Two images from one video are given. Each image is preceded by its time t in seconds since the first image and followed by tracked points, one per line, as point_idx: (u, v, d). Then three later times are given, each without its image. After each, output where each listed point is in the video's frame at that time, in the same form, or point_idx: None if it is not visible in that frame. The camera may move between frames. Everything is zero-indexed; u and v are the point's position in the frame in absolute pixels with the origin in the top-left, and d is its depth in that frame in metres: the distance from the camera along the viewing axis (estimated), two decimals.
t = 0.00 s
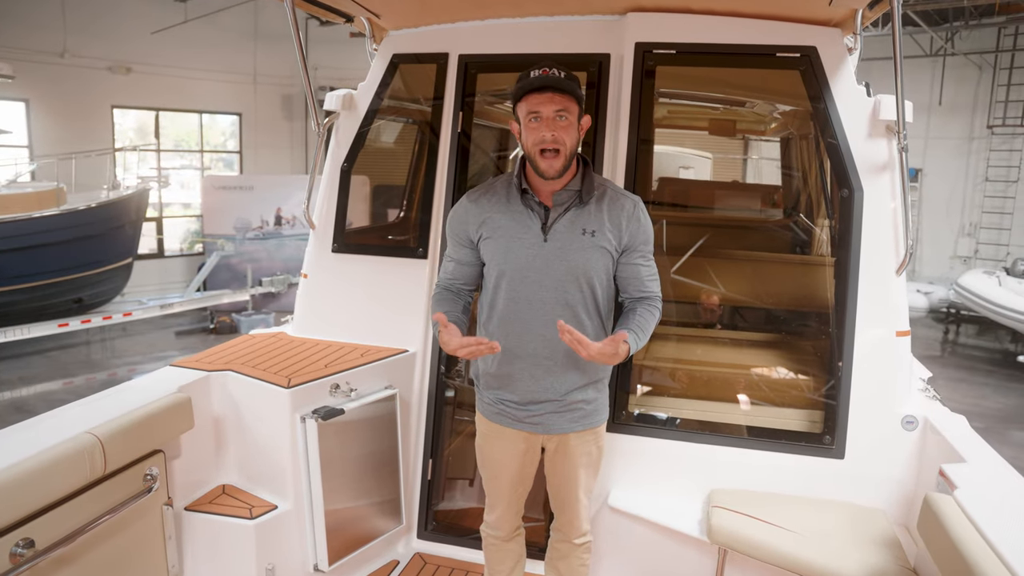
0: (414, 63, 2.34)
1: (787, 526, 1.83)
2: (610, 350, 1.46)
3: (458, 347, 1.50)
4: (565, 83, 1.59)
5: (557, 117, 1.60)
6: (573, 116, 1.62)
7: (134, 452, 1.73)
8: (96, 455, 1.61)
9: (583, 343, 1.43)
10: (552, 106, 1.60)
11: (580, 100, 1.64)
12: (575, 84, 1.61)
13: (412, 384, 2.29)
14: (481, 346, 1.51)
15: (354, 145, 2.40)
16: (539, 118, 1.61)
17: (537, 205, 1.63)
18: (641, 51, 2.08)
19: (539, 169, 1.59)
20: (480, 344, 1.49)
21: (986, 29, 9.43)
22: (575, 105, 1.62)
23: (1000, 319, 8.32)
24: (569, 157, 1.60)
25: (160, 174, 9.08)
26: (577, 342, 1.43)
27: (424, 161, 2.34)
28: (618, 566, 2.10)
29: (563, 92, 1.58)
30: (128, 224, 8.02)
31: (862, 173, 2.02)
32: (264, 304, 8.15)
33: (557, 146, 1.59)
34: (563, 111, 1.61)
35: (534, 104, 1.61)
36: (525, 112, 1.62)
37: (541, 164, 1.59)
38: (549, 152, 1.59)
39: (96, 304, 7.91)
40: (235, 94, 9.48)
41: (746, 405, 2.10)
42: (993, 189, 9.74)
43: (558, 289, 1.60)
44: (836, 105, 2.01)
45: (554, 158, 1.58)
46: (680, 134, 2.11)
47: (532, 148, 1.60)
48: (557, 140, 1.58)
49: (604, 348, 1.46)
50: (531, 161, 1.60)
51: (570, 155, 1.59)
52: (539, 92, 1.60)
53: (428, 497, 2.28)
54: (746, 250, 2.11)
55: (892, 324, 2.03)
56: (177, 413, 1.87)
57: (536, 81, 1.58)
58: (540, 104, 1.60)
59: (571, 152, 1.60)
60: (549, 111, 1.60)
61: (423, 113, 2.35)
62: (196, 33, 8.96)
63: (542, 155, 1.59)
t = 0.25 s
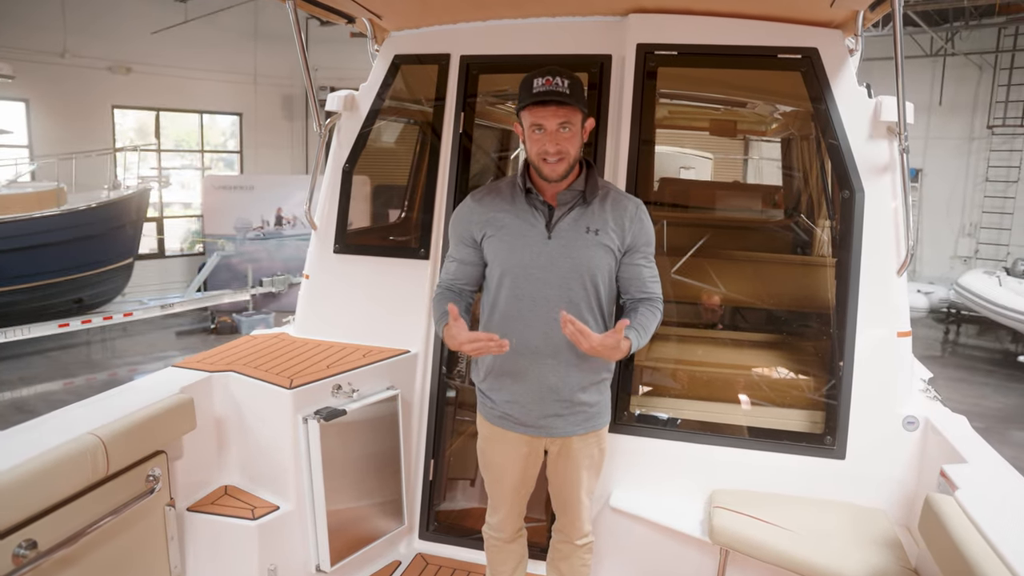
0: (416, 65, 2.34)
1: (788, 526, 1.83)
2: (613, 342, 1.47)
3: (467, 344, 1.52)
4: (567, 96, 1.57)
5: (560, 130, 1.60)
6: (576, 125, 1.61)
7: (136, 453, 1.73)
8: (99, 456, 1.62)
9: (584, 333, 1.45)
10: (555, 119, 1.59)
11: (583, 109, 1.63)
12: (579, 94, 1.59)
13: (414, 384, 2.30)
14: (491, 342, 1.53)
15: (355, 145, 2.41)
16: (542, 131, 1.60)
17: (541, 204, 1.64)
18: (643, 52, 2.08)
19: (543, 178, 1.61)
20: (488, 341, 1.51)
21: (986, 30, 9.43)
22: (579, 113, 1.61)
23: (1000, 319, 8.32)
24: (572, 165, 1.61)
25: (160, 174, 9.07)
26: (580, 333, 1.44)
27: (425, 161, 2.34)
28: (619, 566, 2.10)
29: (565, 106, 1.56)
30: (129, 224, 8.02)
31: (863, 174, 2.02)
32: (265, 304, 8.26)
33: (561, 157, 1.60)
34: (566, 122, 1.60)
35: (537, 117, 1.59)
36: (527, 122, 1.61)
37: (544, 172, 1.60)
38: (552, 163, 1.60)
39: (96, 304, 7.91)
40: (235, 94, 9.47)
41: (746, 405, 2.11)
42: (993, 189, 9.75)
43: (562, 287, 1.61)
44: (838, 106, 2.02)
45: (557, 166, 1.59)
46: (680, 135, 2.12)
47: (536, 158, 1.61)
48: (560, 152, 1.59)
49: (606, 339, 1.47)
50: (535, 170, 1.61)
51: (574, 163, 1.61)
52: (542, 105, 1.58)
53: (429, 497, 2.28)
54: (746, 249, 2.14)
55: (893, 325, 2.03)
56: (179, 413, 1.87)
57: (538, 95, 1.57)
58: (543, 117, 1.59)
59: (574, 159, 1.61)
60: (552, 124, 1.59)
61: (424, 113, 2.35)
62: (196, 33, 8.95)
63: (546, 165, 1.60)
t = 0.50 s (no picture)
0: (416, 65, 2.34)
1: (788, 526, 1.84)
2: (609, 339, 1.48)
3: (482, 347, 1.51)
4: (573, 94, 1.58)
5: (563, 128, 1.61)
6: (579, 126, 1.62)
7: (137, 453, 1.74)
8: (100, 455, 1.62)
9: (579, 336, 1.45)
10: (559, 117, 1.60)
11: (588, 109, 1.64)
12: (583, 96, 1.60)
13: (414, 385, 2.30)
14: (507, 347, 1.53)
15: (356, 145, 2.41)
16: (546, 128, 1.61)
17: (543, 203, 1.65)
18: (643, 52, 2.08)
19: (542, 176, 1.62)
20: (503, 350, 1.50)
21: (987, 29, 9.43)
22: (583, 115, 1.62)
23: (1000, 319, 8.32)
24: (572, 165, 1.62)
25: (161, 173, 9.08)
26: (573, 335, 1.45)
27: (426, 161, 2.35)
28: (619, 566, 2.11)
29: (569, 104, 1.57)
30: (129, 223, 8.02)
31: (864, 173, 2.02)
32: (266, 304, 8.16)
33: (562, 156, 1.61)
34: (570, 121, 1.61)
35: (542, 114, 1.60)
36: (531, 119, 1.63)
37: (543, 170, 1.61)
38: (552, 162, 1.61)
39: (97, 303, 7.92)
40: (236, 94, 9.48)
41: (747, 405, 2.11)
42: (993, 189, 9.75)
43: (563, 285, 1.61)
44: (838, 106, 2.02)
45: (556, 165, 1.60)
46: (681, 135, 2.12)
47: (537, 155, 1.62)
48: (561, 151, 1.60)
49: (603, 337, 1.48)
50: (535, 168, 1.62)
51: (573, 165, 1.61)
52: (547, 102, 1.60)
53: (430, 497, 2.29)
54: (745, 249, 2.13)
55: (893, 325, 2.04)
56: (180, 413, 1.88)
57: (544, 91, 1.58)
58: (547, 114, 1.60)
59: (575, 160, 1.62)
60: (555, 122, 1.60)
61: (425, 113, 2.35)
62: (197, 33, 8.95)
63: (545, 163, 1.61)
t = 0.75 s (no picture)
0: (416, 64, 2.34)
1: (789, 525, 1.83)
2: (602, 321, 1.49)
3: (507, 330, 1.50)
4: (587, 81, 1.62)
5: (573, 113, 1.62)
6: (588, 116, 1.64)
7: (138, 453, 1.74)
8: (100, 455, 1.62)
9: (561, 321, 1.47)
10: (571, 101, 1.62)
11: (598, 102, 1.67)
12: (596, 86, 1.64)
13: (414, 384, 2.30)
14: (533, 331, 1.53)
15: (356, 145, 2.41)
16: (557, 110, 1.63)
17: (544, 197, 1.65)
18: (643, 51, 2.08)
19: (546, 158, 1.61)
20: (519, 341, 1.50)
21: (987, 29, 9.43)
22: (592, 108, 1.65)
23: (1001, 318, 8.31)
24: (576, 153, 1.62)
25: (161, 174, 9.08)
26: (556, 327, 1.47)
27: (426, 161, 2.35)
28: (620, 566, 2.10)
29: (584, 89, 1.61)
30: (130, 224, 8.01)
31: (864, 173, 2.02)
32: (266, 304, 8.16)
33: (568, 140, 1.61)
34: (581, 109, 1.63)
35: (555, 96, 1.63)
36: (543, 101, 1.65)
37: (547, 153, 1.61)
38: (559, 144, 1.61)
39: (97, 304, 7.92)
40: (237, 94, 9.48)
41: (748, 405, 2.11)
42: (993, 189, 9.75)
43: (562, 279, 1.61)
44: (839, 105, 2.02)
45: (562, 148, 1.61)
46: (681, 135, 2.12)
47: (544, 136, 1.62)
48: (568, 133, 1.61)
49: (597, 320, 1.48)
50: (540, 150, 1.62)
51: (577, 151, 1.61)
52: (562, 86, 1.63)
53: (430, 497, 2.28)
54: (746, 249, 2.14)
55: (894, 324, 2.03)
56: (180, 413, 1.88)
57: (560, 74, 1.62)
58: (561, 97, 1.63)
59: (580, 150, 1.63)
60: (567, 105, 1.62)
61: (425, 113, 2.35)
62: (197, 33, 8.94)
63: (550, 145, 1.61)
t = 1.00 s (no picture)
0: (416, 64, 2.34)
1: (790, 525, 1.83)
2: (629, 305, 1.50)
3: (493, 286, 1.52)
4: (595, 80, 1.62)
5: (581, 112, 1.62)
6: (594, 115, 1.64)
7: (138, 453, 1.74)
8: (100, 455, 1.62)
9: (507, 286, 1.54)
10: (579, 99, 1.62)
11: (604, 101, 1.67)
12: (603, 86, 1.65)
13: (414, 384, 2.30)
14: (504, 295, 1.58)
15: (356, 145, 2.41)
16: (564, 108, 1.62)
17: (543, 196, 1.64)
18: (643, 51, 2.08)
19: (553, 154, 1.61)
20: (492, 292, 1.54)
21: (987, 28, 9.43)
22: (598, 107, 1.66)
23: (1001, 318, 8.31)
24: (582, 152, 1.62)
25: (161, 174, 9.07)
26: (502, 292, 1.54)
27: (426, 161, 2.35)
28: (620, 566, 2.10)
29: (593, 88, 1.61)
30: (130, 224, 8.01)
31: (864, 173, 2.02)
32: (266, 304, 8.15)
33: (575, 138, 1.61)
34: (588, 108, 1.63)
35: (562, 94, 1.63)
36: (549, 99, 1.64)
37: (556, 150, 1.60)
38: (566, 142, 1.60)
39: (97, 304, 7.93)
40: (237, 94, 9.48)
41: (749, 404, 2.10)
42: (994, 188, 9.75)
43: (562, 279, 1.60)
44: (839, 105, 2.02)
45: (570, 146, 1.60)
46: (681, 135, 2.12)
47: (552, 133, 1.61)
48: (576, 132, 1.60)
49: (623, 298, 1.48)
50: (547, 146, 1.61)
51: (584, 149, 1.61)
52: (569, 84, 1.62)
53: (430, 497, 2.28)
54: (746, 249, 2.12)
55: (894, 324, 2.03)
56: (180, 413, 1.88)
57: (568, 71, 1.61)
58: (568, 95, 1.62)
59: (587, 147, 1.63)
60: (575, 103, 1.62)
61: (425, 113, 2.35)
62: (197, 33, 8.94)
63: (558, 142, 1.60)
